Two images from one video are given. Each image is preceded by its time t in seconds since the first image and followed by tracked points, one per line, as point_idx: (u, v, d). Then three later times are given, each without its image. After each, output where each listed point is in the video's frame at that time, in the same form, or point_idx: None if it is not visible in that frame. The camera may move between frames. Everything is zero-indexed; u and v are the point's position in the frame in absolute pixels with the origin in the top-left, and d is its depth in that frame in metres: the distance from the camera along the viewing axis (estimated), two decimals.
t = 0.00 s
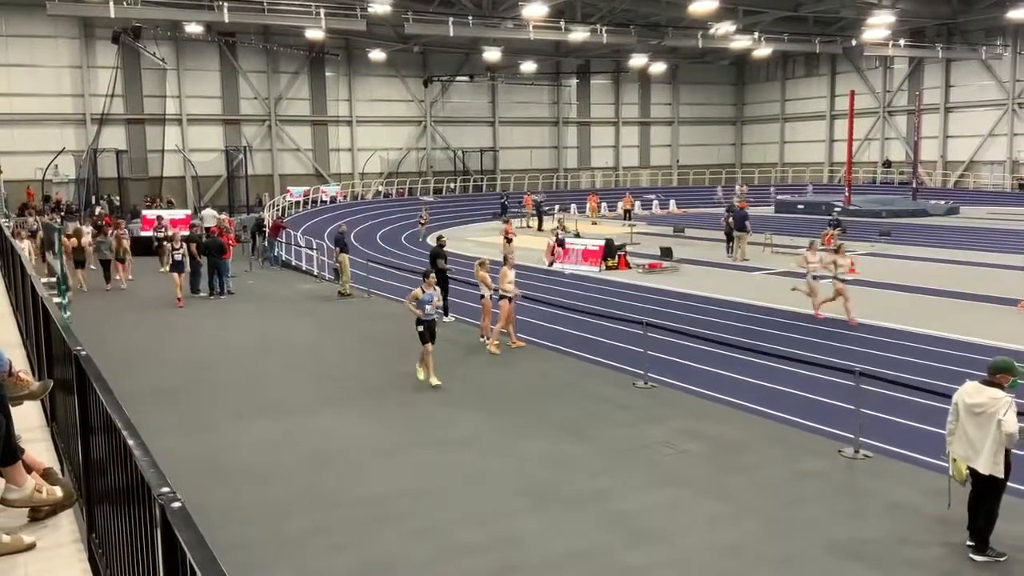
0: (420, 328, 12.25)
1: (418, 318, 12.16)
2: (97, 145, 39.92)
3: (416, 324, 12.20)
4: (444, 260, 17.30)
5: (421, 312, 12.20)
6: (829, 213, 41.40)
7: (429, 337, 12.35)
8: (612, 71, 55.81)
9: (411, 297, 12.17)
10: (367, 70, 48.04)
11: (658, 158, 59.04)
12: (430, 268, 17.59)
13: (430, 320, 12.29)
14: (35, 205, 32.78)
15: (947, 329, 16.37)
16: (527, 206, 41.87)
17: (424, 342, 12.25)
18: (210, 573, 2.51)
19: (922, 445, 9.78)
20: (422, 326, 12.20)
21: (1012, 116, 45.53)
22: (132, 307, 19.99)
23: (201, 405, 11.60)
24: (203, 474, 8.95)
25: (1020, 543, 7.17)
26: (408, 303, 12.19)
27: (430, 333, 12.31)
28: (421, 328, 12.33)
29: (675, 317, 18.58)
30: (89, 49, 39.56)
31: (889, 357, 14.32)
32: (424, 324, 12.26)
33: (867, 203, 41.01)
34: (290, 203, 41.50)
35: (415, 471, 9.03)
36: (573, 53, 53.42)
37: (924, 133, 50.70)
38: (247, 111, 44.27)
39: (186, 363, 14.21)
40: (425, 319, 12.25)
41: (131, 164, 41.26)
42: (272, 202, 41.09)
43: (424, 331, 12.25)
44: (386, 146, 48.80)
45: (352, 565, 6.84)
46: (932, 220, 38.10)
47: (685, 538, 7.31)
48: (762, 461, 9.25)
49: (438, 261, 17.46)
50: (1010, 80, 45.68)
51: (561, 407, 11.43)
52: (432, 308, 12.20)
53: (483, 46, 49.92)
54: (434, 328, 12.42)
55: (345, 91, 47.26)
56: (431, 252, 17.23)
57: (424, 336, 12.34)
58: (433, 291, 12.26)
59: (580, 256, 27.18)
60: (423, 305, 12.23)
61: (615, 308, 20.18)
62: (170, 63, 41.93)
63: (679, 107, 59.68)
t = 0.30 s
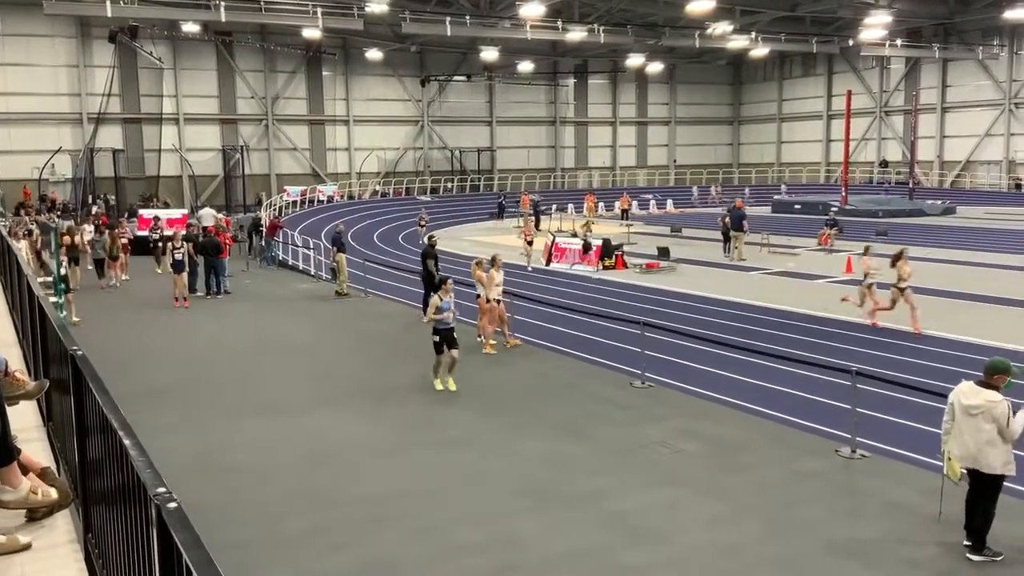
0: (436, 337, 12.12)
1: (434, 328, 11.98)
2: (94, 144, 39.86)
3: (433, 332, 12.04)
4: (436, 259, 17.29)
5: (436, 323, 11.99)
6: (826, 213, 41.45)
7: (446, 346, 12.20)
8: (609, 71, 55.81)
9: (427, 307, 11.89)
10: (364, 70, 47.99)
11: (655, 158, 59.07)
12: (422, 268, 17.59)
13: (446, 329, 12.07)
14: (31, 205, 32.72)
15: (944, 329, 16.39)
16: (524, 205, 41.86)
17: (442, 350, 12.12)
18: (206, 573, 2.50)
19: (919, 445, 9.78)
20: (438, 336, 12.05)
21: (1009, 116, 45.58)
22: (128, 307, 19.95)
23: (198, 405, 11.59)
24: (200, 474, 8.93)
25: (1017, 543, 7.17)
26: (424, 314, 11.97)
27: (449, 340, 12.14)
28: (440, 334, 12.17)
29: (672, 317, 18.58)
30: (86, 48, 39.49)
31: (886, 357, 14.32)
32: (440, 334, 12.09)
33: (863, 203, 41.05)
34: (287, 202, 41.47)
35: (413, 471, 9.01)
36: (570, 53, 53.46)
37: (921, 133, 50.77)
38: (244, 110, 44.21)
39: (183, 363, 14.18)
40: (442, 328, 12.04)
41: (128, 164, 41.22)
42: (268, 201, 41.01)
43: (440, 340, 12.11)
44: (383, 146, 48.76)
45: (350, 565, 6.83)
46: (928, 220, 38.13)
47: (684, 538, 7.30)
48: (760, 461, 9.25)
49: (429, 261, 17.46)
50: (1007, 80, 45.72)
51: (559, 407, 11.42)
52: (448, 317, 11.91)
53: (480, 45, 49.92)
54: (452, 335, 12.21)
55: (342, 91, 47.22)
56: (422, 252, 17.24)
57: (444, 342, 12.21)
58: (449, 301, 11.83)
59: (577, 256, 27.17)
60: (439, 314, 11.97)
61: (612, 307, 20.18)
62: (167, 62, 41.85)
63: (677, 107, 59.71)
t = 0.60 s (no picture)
0: (455, 347, 11.41)
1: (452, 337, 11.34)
2: (90, 144, 39.77)
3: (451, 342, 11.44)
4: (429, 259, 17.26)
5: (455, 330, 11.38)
6: (823, 212, 41.50)
7: (464, 357, 11.50)
8: (606, 71, 55.81)
9: (445, 315, 11.36)
10: (361, 69, 47.96)
11: (652, 158, 59.10)
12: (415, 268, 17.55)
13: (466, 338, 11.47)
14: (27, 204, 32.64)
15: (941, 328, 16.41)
16: (522, 205, 41.87)
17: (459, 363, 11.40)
18: (204, 574, 2.49)
19: (916, 445, 9.79)
20: (457, 345, 11.38)
21: (1006, 116, 45.68)
22: (126, 307, 19.90)
23: (196, 405, 11.57)
24: (197, 474, 8.91)
25: (1015, 543, 7.17)
26: (441, 322, 11.35)
27: (466, 353, 11.47)
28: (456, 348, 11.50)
29: (670, 317, 18.58)
30: (82, 48, 39.41)
31: (883, 357, 14.34)
32: (460, 342, 11.42)
33: (861, 203, 41.08)
34: (283, 201, 41.44)
35: (410, 472, 9.00)
36: (567, 53, 53.53)
37: (917, 133, 50.87)
38: (241, 110, 44.14)
39: (181, 363, 14.15)
40: (460, 338, 11.42)
41: (124, 163, 41.12)
42: (265, 200, 40.95)
43: (460, 350, 11.41)
44: (380, 145, 48.73)
45: (348, 565, 6.82)
46: (926, 220, 38.12)
47: (682, 538, 7.30)
48: (757, 461, 9.26)
49: (423, 261, 17.45)
50: (1003, 80, 45.81)
51: (556, 407, 11.41)
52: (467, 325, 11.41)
53: (478, 45, 49.93)
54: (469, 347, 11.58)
55: (339, 90, 47.19)
56: (415, 252, 17.20)
57: (459, 357, 11.50)
58: (468, 308, 11.52)
59: (575, 256, 27.17)
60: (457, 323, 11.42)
61: (610, 307, 20.18)
62: (163, 62, 41.79)
63: (674, 107, 59.75)
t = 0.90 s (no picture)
0: (472, 356, 10.75)
1: (470, 346, 10.66)
2: (87, 143, 39.68)
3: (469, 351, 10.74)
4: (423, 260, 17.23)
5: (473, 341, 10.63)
6: (819, 212, 41.60)
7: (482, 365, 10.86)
8: (603, 71, 55.85)
9: (463, 322, 10.56)
10: (357, 69, 47.91)
11: (649, 158, 59.14)
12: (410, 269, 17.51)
13: (484, 347, 10.76)
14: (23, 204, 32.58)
15: (938, 329, 16.43)
16: (518, 205, 41.86)
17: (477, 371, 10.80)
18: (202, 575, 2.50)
19: (913, 445, 9.80)
20: (475, 355, 10.72)
21: (1001, 116, 45.75)
22: (121, 307, 19.87)
23: (192, 405, 11.56)
24: (193, 474, 8.90)
25: (1012, 543, 7.18)
26: (460, 331, 10.59)
27: (484, 360, 10.83)
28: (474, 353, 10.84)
29: (667, 317, 18.57)
30: (78, 48, 39.31)
31: (879, 356, 14.35)
32: (477, 352, 10.74)
33: (857, 203, 41.14)
34: (280, 202, 41.41)
35: (406, 472, 8.98)
36: (563, 53, 53.59)
37: (913, 133, 50.97)
38: (238, 110, 44.09)
39: (177, 363, 14.13)
40: (478, 346, 10.73)
41: (120, 163, 41.03)
42: (262, 201, 40.92)
43: (477, 360, 10.76)
44: (377, 146, 48.70)
45: (345, 565, 6.81)
46: (922, 220, 38.19)
47: (678, 537, 7.30)
48: (754, 461, 9.26)
49: (417, 262, 17.42)
50: (999, 81, 45.90)
51: (553, 407, 11.41)
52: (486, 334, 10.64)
53: (474, 45, 49.93)
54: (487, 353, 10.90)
55: (335, 90, 47.14)
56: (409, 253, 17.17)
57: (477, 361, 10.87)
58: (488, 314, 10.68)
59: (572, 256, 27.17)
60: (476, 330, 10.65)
61: (607, 307, 20.16)
62: (159, 61, 41.72)
63: (670, 107, 59.78)
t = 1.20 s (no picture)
0: (492, 363, 10.22)
1: (490, 352, 10.15)
2: (81, 144, 39.56)
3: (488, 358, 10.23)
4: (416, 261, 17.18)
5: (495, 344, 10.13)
6: (814, 213, 41.69)
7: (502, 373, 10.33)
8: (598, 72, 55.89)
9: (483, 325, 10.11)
10: (352, 70, 47.87)
11: (644, 159, 59.18)
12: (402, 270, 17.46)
13: (505, 352, 10.26)
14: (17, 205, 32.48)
15: (933, 329, 16.47)
16: (514, 206, 41.82)
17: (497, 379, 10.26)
18: None
19: (907, 444, 9.82)
20: (495, 361, 10.20)
21: (996, 117, 45.83)
22: (114, 308, 19.81)
23: (185, 404, 11.53)
24: (186, 474, 8.88)
25: (1004, 543, 7.19)
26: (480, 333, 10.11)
27: (504, 368, 10.29)
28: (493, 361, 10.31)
29: (662, 318, 18.58)
30: (73, 48, 39.20)
31: (874, 357, 14.38)
32: (498, 358, 10.23)
33: (853, 205, 41.17)
34: (275, 202, 41.33)
35: (399, 472, 8.96)
36: (558, 54, 53.67)
37: (908, 134, 51.10)
38: (233, 110, 44.00)
39: (171, 363, 14.09)
40: (499, 352, 10.22)
41: (115, 164, 40.89)
42: (257, 201, 40.82)
43: (497, 366, 10.23)
44: (372, 147, 48.66)
45: (338, 565, 6.79)
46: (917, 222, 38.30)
47: (671, 537, 7.30)
48: (747, 461, 9.26)
49: (409, 263, 17.39)
50: (993, 82, 46.02)
51: (546, 406, 11.41)
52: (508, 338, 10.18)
53: (470, 45, 49.94)
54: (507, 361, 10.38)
55: (330, 90, 47.06)
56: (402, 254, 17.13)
57: (497, 370, 10.33)
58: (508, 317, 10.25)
59: (567, 257, 27.17)
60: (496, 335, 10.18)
61: (601, 308, 20.17)
62: (154, 62, 41.62)
63: (665, 109, 59.83)
